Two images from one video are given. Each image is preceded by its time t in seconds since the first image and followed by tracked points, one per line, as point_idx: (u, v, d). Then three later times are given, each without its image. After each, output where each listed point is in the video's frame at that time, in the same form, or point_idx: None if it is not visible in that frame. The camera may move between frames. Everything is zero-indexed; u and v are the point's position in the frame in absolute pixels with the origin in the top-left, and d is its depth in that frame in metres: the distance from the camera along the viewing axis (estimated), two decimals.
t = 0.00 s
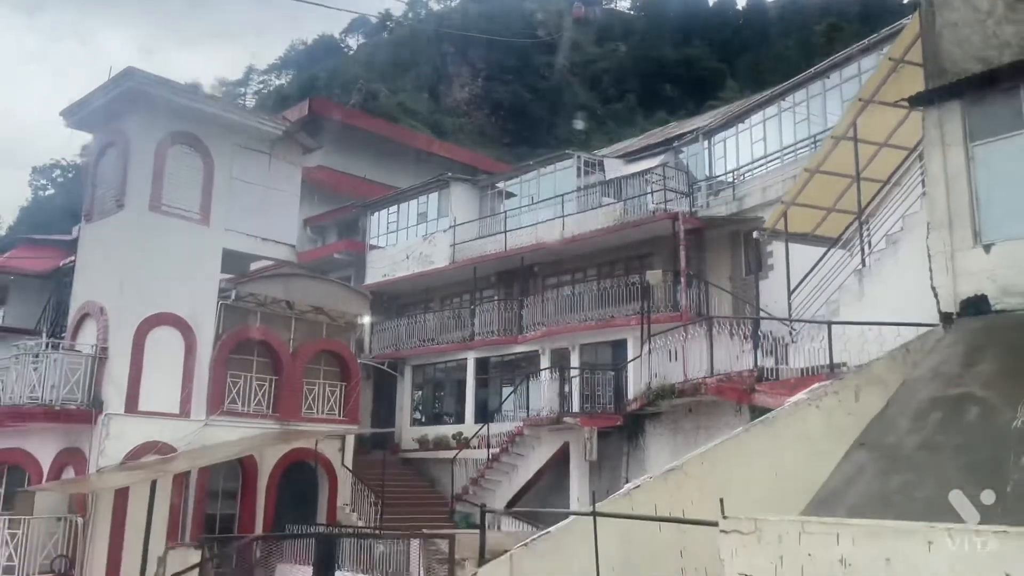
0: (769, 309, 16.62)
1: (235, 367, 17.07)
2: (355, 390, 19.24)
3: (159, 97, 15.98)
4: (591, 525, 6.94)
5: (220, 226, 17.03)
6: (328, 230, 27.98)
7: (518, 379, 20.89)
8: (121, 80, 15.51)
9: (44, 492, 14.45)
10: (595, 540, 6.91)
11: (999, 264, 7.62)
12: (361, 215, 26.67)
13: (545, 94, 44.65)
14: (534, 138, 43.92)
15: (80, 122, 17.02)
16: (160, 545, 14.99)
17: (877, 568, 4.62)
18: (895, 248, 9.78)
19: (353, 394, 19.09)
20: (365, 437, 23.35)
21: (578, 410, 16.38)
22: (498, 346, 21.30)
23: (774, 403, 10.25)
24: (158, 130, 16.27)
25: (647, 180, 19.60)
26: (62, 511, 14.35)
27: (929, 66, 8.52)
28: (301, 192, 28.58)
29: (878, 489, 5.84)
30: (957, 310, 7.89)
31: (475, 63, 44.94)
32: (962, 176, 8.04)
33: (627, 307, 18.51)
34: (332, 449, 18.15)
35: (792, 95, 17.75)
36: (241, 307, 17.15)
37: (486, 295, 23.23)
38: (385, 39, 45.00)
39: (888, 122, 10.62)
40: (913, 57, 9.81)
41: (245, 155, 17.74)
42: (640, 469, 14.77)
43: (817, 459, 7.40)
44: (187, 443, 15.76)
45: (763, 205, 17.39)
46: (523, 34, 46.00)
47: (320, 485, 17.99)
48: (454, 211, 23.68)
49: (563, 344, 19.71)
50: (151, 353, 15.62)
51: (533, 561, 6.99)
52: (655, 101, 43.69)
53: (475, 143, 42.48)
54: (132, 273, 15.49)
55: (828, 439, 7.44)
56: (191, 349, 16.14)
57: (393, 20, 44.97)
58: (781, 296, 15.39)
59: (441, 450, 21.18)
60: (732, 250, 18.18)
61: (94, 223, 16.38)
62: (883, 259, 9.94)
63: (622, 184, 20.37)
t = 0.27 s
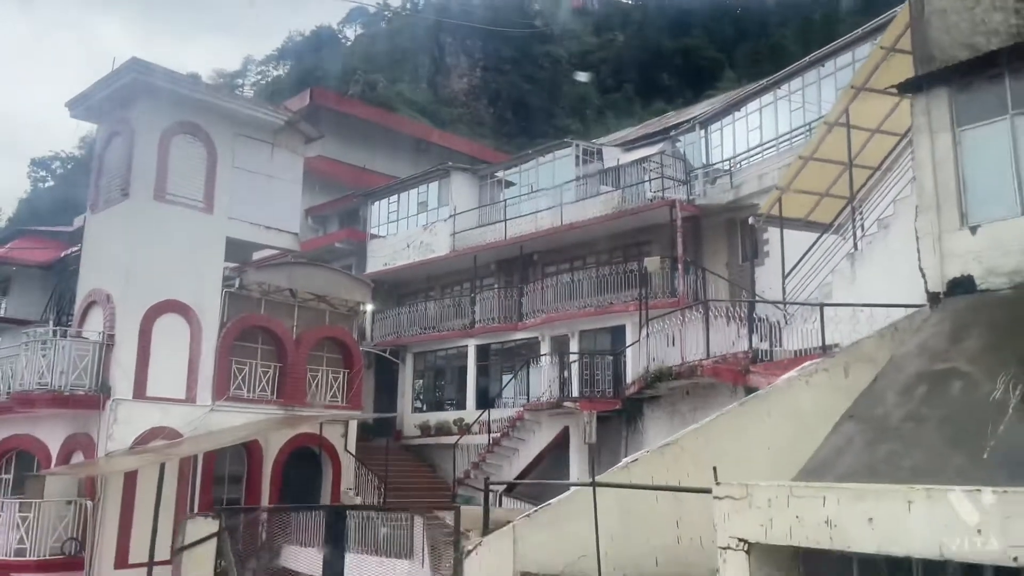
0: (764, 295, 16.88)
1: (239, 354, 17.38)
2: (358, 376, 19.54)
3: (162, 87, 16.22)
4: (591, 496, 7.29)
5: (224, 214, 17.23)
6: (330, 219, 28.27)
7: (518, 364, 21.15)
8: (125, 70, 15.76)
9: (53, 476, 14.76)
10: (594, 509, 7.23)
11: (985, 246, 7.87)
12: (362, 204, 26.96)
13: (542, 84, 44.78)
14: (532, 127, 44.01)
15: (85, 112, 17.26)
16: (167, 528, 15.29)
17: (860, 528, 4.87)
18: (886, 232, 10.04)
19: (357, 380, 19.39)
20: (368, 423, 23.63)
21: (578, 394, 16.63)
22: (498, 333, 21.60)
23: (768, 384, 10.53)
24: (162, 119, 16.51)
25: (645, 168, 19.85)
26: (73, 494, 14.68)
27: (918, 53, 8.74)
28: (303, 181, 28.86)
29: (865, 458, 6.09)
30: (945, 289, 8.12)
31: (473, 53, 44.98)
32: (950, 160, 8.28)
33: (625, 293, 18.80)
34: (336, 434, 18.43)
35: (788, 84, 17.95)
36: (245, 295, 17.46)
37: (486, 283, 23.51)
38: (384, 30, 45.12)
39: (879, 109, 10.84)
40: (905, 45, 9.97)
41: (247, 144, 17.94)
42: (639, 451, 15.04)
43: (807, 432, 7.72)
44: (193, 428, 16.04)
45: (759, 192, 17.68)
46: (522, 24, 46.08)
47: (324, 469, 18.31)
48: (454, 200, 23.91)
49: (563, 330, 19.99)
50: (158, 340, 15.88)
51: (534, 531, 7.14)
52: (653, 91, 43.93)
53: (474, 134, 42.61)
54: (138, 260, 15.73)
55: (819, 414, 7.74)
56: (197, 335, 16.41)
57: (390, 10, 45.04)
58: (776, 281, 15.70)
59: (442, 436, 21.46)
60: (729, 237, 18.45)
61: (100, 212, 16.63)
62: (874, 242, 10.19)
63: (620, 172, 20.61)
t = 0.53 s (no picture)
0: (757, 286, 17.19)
1: (243, 347, 17.69)
2: (360, 369, 19.82)
3: (166, 85, 16.49)
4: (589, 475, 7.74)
5: (227, 210, 17.50)
6: (330, 215, 28.57)
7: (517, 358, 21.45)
8: (129, 68, 16.02)
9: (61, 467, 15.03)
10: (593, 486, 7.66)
11: (968, 235, 8.18)
12: (362, 200, 27.25)
13: (540, 81, 45.08)
14: (530, 124, 44.26)
15: (90, 110, 17.53)
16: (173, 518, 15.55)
17: (844, 498, 5.13)
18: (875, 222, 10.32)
19: (358, 373, 19.69)
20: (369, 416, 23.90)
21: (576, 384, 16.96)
22: (497, 326, 21.89)
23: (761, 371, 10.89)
24: (166, 116, 16.76)
25: (642, 163, 20.14)
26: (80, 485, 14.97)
27: (904, 49, 9.00)
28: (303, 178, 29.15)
29: (851, 435, 6.36)
30: (929, 277, 8.40)
31: (470, 50, 45.23)
32: (934, 153, 8.58)
33: (622, 287, 19.11)
34: (338, 426, 18.71)
35: (782, 80, 18.21)
36: (248, 289, 17.78)
37: (485, 277, 23.80)
38: (381, 28, 45.38)
39: (869, 104, 11.13)
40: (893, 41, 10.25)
41: (250, 140, 18.21)
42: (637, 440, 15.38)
43: (798, 415, 8.02)
44: (198, 420, 16.30)
45: (753, 186, 17.98)
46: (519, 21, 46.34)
47: (327, 461, 18.59)
48: (454, 195, 24.21)
49: (561, 323, 20.29)
50: (163, 334, 16.14)
51: (534, 509, 7.49)
52: (650, 89, 44.17)
53: (471, 130, 42.90)
54: (143, 255, 15.99)
55: (808, 397, 8.04)
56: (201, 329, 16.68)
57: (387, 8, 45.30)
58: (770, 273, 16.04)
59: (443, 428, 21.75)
60: (724, 231, 18.72)
61: (105, 208, 16.89)
62: (863, 232, 10.49)
63: (617, 167, 20.91)
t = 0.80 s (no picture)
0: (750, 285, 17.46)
1: (244, 347, 17.91)
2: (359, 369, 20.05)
3: (168, 89, 16.75)
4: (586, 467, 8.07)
5: (228, 212, 17.73)
6: (328, 218, 28.83)
7: (515, 357, 21.69)
8: (132, 73, 16.27)
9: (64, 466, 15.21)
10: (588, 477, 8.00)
11: (952, 232, 8.43)
12: (360, 203, 27.51)
13: (536, 85, 45.41)
14: (526, 127, 44.52)
15: (92, 113, 17.74)
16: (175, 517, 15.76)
17: (828, 479, 5.39)
18: (864, 221, 10.59)
19: (357, 373, 19.91)
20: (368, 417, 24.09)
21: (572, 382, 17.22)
22: (495, 327, 22.14)
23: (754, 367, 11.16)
24: (168, 120, 17.01)
25: (637, 166, 20.41)
26: (84, 484, 15.16)
27: (890, 52, 9.28)
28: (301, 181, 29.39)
29: (837, 423, 6.60)
30: (915, 273, 8.64)
31: (467, 54, 45.51)
32: (919, 152, 8.84)
33: (618, 286, 19.37)
34: (338, 425, 18.91)
35: (775, 83, 18.47)
36: (248, 289, 18.04)
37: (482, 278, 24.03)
38: (378, 31, 45.64)
39: (858, 106, 11.42)
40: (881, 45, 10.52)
41: (250, 144, 18.46)
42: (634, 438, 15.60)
43: (788, 406, 8.27)
44: (199, 419, 16.48)
45: (747, 187, 18.26)
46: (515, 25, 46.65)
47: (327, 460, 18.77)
48: (451, 197, 24.48)
49: (558, 322, 20.54)
50: (166, 334, 16.35)
51: (532, 498, 7.73)
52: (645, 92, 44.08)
53: (468, 133, 43.15)
54: (145, 257, 16.20)
55: (798, 390, 8.29)
56: (203, 329, 16.89)
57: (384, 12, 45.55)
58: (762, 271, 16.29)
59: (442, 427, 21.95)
60: (719, 232, 18.98)
61: (108, 210, 17.10)
62: (853, 231, 10.74)
63: (612, 169, 21.20)
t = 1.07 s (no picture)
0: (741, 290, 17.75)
1: (244, 353, 18.12)
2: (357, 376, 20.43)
3: (170, 99, 17.03)
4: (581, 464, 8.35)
5: (229, 219, 17.99)
6: (326, 225, 29.14)
7: (512, 363, 21.93)
8: (134, 83, 16.55)
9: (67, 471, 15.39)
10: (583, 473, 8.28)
11: (934, 235, 8.71)
12: (358, 210, 27.82)
13: (531, 96, 45.92)
14: (522, 138, 45.16)
15: (94, 122, 17.98)
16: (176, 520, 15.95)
17: (812, 469, 5.66)
18: (851, 226, 10.89)
19: (356, 379, 20.21)
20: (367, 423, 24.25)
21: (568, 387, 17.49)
22: (492, 333, 22.39)
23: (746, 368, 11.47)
24: (169, 129, 17.28)
25: (632, 174, 20.74)
26: (87, 488, 15.34)
27: (874, 62, 9.57)
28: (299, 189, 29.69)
29: (823, 418, 6.86)
30: (899, 275, 8.93)
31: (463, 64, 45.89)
32: (902, 159, 9.14)
33: (613, 292, 19.66)
34: (337, 430, 19.11)
35: (766, 92, 18.80)
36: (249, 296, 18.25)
37: (479, 285, 24.30)
38: (374, 41, 46.02)
39: (845, 114, 11.73)
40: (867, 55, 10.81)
41: (250, 152, 18.74)
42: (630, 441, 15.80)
43: (777, 404, 8.53)
44: (200, 424, 16.68)
45: (739, 194, 18.58)
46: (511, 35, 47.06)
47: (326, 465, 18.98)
48: (448, 205, 24.78)
49: (554, 328, 20.82)
50: (167, 340, 16.57)
51: (530, 493, 7.99)
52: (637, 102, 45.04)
53: (464, 142, 43.50)
54: (147, 264, 16.44)
55: (787, 388, 8.54)
56: (204, 335, 17.11)
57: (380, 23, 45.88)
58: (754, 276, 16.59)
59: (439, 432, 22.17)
60: (712, 238, 19.25)
61: (110, 218, 17.35)
62: (840, 235, 11.05)
63: (607, 177, 21.51)
